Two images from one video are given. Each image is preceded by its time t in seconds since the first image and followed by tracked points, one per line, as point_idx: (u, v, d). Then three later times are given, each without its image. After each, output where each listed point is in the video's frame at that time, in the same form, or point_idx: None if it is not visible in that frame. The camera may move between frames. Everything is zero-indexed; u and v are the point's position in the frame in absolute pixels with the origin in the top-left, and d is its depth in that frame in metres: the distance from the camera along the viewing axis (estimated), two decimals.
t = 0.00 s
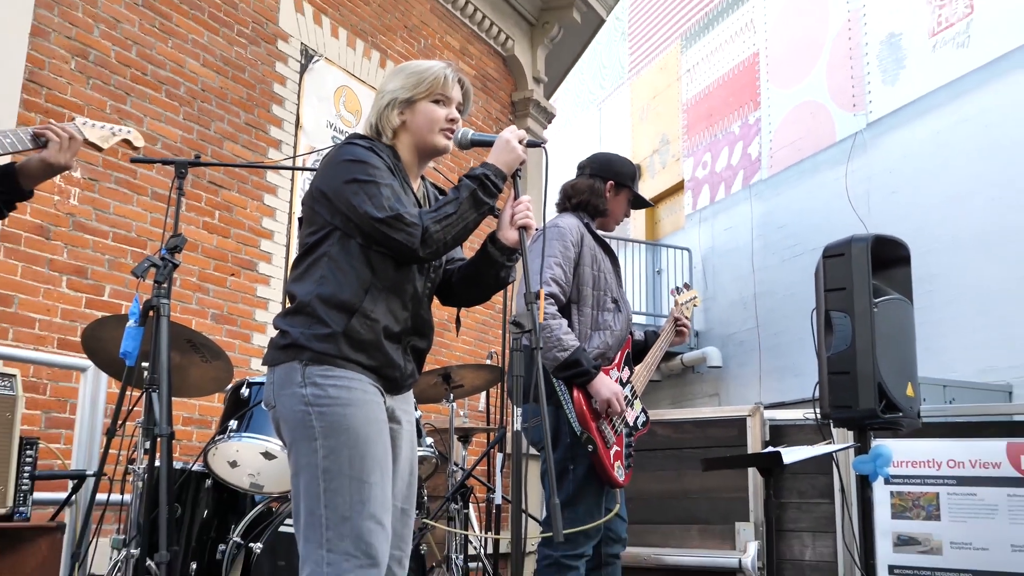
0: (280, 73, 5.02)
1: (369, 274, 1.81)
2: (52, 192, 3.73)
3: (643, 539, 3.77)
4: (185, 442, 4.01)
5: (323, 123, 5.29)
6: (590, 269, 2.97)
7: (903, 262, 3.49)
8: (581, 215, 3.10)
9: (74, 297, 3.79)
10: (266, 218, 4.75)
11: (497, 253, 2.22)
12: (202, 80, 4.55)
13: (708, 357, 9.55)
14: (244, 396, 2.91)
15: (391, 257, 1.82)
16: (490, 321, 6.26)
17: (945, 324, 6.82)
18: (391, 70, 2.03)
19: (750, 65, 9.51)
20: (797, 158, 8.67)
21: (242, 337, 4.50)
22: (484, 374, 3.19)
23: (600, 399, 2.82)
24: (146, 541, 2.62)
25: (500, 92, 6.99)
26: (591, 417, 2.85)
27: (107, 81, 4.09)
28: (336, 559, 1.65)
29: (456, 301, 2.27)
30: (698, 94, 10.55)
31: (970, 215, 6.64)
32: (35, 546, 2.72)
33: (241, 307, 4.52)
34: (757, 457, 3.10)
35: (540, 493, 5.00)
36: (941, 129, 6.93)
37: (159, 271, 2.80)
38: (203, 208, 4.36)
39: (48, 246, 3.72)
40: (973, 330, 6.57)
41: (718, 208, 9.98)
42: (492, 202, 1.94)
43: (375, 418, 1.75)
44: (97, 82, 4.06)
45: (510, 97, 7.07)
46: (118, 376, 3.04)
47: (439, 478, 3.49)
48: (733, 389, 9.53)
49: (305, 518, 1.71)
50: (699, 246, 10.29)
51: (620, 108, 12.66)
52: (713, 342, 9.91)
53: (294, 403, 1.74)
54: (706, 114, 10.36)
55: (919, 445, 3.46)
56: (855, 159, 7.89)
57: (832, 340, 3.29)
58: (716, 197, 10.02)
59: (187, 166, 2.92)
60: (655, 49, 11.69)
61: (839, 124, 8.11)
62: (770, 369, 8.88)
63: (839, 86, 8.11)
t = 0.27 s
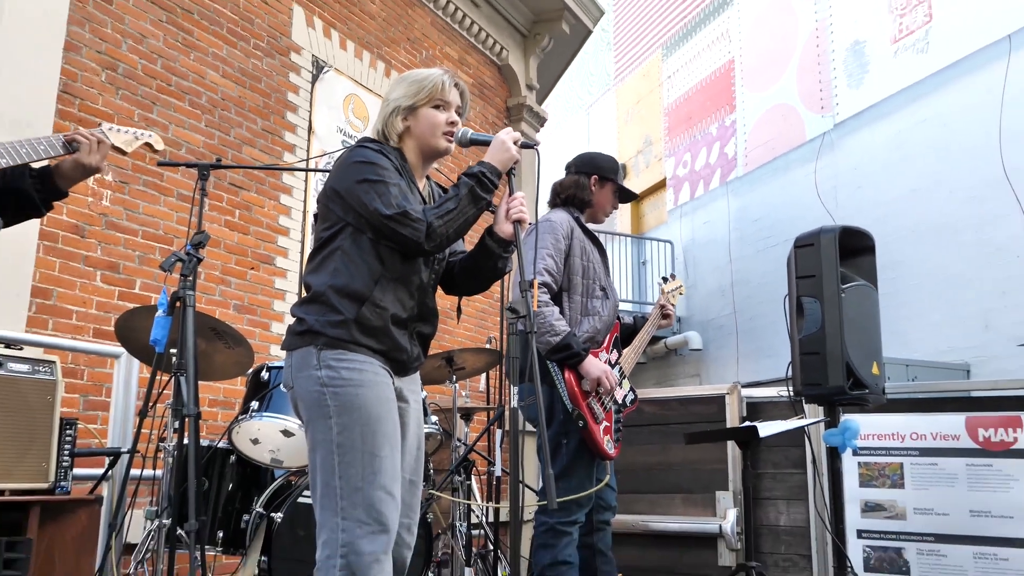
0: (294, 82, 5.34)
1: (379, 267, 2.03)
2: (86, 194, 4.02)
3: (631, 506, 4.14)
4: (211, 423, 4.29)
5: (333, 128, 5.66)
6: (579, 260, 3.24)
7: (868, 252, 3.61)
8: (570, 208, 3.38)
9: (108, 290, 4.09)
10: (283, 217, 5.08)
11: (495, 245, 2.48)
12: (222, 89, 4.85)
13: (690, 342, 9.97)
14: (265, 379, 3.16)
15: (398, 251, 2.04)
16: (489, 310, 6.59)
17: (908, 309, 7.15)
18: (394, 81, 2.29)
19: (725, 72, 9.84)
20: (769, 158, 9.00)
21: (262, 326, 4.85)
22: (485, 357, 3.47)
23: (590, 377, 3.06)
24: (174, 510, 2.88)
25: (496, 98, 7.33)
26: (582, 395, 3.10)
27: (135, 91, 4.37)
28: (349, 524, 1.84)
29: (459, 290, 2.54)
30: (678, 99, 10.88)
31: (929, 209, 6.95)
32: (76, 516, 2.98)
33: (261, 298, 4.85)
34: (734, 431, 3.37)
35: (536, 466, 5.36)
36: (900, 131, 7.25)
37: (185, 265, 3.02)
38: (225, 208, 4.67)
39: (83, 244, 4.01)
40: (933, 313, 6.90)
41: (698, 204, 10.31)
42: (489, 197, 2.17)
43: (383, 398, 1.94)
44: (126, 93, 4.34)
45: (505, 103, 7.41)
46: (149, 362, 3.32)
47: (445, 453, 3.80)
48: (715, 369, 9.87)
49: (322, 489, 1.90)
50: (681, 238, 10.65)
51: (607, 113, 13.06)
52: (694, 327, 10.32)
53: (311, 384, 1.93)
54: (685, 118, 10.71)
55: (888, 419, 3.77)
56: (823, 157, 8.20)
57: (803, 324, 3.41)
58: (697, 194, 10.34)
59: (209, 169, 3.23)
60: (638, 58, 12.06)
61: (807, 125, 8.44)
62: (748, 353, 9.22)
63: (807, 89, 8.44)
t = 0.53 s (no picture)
0: (316, 81, 5.57)
1: (401, 253, 2.11)
2: (124, 188, 4.29)
3: (640, 479, 4.38)
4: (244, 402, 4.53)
5: (354, 124, 5.88)
6: (589, 245, 3.43)
7: (863, 235, 3.70)
8: (575, 195, 3.57)
9: (145, 278, 4.35)
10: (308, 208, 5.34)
11: (510, 231, 2.57)
12: (249, 89, 5.07)
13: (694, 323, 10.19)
14: (293, 359, 3.42)
15: (418, 237, 2.11)
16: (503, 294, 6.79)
17: (904, 293, 7.32)
18: (411, 77, 2.43)
19: (726, 66, 10.03)
20: (768, 148, 9.18)
21: (290, 311, 5.08)
22: (498, 338, 3.73)
23: (599, 357, 3.16)
24: (213, 481, 3.13)
25: (508, 94, 7.55)
26: (591, 372, 3.19)
27: (168, 91, 4.59)
28: (376, 495, 1.95)
29: (475, 273, 2.65)
30: (681, 93, 11.09)
31: (921, 196, 7.11)
32: (120, 489, 3.13)
33: (288, 285, 5.10)
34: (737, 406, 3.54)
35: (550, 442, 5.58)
36: (894, 120, 7.41)
37: (218, 254, 3.19)
38: (253, 200, 4.90)
39: (122, 235, 4.28)
40: (927, 297, 7.07)
41: (701, 192, 10.48)
42: (501, 184, 2.23)
43: (408, 376, 2.04)
44: (160, 93, 4.55)
45: (516, 99, 7.63)
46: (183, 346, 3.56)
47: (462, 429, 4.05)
48: (718, 349, 9.99)
49: (350, 462, 2.01)
50: (684, 225, 10.82)
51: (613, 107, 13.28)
52: (699, 309, 10.45)
53: (339, 363, 2.03)
54: (688, 110, 10.92)
55: (884, 395, 3.94)
56: (820, 147, 8.33)
57: (802, 304, 3.49)
58: (699, 182, 10.53)
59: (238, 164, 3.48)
60: (643, 53, 12.27)
61: (805, 117, 8.61)
62: (748, 333, 9.42)
63: (805, 82, 8.63)
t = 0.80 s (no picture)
0: (341, 71, 5.60)
1: (430, 239, 2.02)
2: (154, 179, 4.36)
3: (667, 464, 4.42)
4: (275, 390, 4.61)
5: (378, 113, 5.90)
6: (613, 229, 3.41)
7: (891, 217, 3.67)
8: (600, 180, 3.56)
9: (176, 268, 4.42)
10: (334, 197, 5.38)
11: (534, 215, 2.45)
12: (275, 80, 5.11)
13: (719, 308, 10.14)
14: (322, 346, 3.45)
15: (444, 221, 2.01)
16: (528, 282, 6.82)
17: (932, 276, 7.24)
18: (436, 63, 2.29)
19: (750, 50, 9.95)
20: (793, 132, 9.10)
21: (317, 299, 5.15)
22: (525, 325, 3.78)
23: (625, 343, 3.12)
24: (244, 468, 3.16)
25: (531, 81, 7.55)
26: (617, 357, 3.15)
27: (196, 84, 4.63)
28: (407, 480, 1.88)
29: (501, 258, 2.52)
30: (705, 78, 11.01)
31: (951, 176, 7.01)
32: (154, 475, 3.18)
33: (316, 274, 5.15)
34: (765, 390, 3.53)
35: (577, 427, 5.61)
36: (923, 100, 7.31)
37: (246, 243, 3.24)
38: (281, 190, 4.96)
39: (153, 226, 4.34)
40: (956, 279, 6.99)
41: (726, 177, 10.46)
42: (515, 163, 2.06)
43: (438, 360, 1.97)
44: (188, 85, 4.60)
45: (539, 86, 7.64)
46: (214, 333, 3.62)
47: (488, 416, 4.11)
48: (744, 334, 9.99)
49: (380, 447, 1.94)
50: (709, 211, 10.80)
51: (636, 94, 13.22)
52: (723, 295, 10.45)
53: (369, 347, 1.96)
54: (711, 95, 10.84)
55: (912, 379, 3.90)
56: (846, 130, 8.26)
57: (830, 287, 3.46)
58: (723, 168, 10.51)
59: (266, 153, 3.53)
60: (665, 39, 12.20)
61: (830, 100, 8.53)
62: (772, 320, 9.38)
63: (830, 65, 8.53)
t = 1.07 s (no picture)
0: (356, 67, 5.61)
1: (450, 230, 2.01)
2: (173, 177, 4.38)
3: (688, 456, 4.43)
4: (294, 386, 4.63)
5: (394, 108, 5.91)
6: (630, 219, 3.35)
7: (912, 203, 3.63)
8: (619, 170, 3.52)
9: (195, 265, 4.43)
10: (350, 193, 5.40)
11: (551, 206, 2.36)
12: (291, 77, 5.13)
13: (738, 300, 10.10)
14: (341, 341, 3.44)
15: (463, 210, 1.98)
16: (545, 275, 6.82)
17: (954, 264, 7.16)
18: (451, 53, 2.23)
19: (765, 40, 9.88)
20: (812, 120, 9.03)
21: (336, 295, 5.16)
22: (542, 318, 3.81)
23: (643, 334, 3.02)
24: (265, 462, 3.17)
25: (545, 74, 7.54)
26: (636, 348, 3.04)
27: (212, 81, 4.66)
28: (428, 472, 1.85)
29: (518, 249, 2.43)
30: (719, 68, 10.97)
31: (971, 162, 6.93)
32: (177, 470, 3.19)
33: (333, 270, 5.16)
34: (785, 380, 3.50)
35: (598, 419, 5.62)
36: (942, 85, 7.22)
37: (264, 237, 3.24)
38: (298, 186, 4.98)
39: (172, 224, 4.36)
40: (979, 266, 6.91)
41: (743, 168, 10.48)
42: (541, 153, 2.07)
43: (459, 352, 1.94)
44: (204, 83, 4.63)
45: (554, 79, 7.63)
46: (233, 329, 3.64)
47: (507, 408, 4.15)
48: (762, 325, 9.98)
49: (401, 440, 1.91)
50: (727, 202, 10.78)
51: (650, 87, 13.19)
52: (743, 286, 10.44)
53: (389, 339, 1.94)
54: (727, 86, 10.79)
55: (935, 366, 3.86)
56: (864, 117, 8.20)
57: (850, 275, 3.43)
58: (741, 158, 10.52)
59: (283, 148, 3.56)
60: (680, 31, 12.16)
61: (848, 88, 8.46)
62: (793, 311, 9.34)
63: (847, 52, 8.46)
